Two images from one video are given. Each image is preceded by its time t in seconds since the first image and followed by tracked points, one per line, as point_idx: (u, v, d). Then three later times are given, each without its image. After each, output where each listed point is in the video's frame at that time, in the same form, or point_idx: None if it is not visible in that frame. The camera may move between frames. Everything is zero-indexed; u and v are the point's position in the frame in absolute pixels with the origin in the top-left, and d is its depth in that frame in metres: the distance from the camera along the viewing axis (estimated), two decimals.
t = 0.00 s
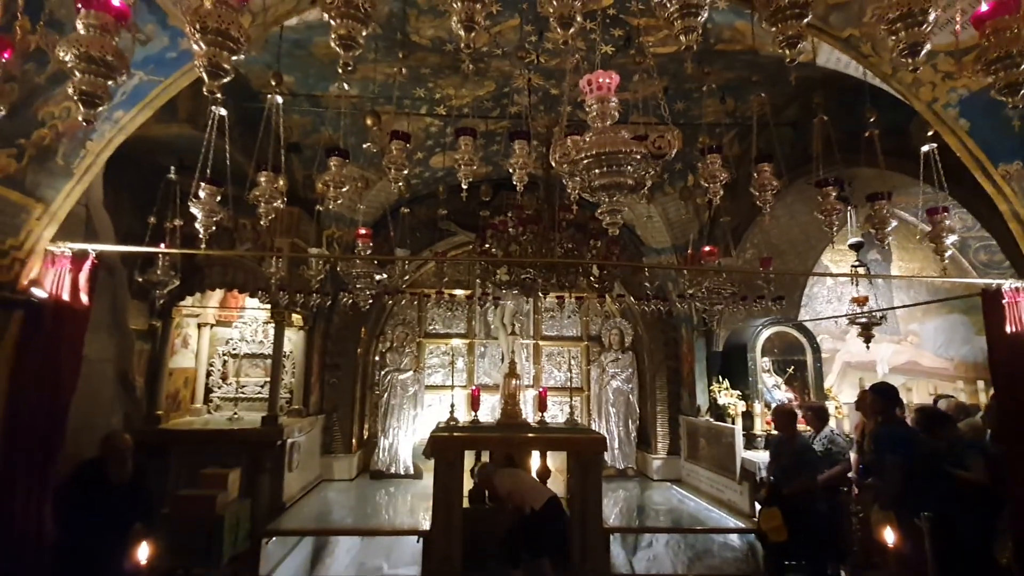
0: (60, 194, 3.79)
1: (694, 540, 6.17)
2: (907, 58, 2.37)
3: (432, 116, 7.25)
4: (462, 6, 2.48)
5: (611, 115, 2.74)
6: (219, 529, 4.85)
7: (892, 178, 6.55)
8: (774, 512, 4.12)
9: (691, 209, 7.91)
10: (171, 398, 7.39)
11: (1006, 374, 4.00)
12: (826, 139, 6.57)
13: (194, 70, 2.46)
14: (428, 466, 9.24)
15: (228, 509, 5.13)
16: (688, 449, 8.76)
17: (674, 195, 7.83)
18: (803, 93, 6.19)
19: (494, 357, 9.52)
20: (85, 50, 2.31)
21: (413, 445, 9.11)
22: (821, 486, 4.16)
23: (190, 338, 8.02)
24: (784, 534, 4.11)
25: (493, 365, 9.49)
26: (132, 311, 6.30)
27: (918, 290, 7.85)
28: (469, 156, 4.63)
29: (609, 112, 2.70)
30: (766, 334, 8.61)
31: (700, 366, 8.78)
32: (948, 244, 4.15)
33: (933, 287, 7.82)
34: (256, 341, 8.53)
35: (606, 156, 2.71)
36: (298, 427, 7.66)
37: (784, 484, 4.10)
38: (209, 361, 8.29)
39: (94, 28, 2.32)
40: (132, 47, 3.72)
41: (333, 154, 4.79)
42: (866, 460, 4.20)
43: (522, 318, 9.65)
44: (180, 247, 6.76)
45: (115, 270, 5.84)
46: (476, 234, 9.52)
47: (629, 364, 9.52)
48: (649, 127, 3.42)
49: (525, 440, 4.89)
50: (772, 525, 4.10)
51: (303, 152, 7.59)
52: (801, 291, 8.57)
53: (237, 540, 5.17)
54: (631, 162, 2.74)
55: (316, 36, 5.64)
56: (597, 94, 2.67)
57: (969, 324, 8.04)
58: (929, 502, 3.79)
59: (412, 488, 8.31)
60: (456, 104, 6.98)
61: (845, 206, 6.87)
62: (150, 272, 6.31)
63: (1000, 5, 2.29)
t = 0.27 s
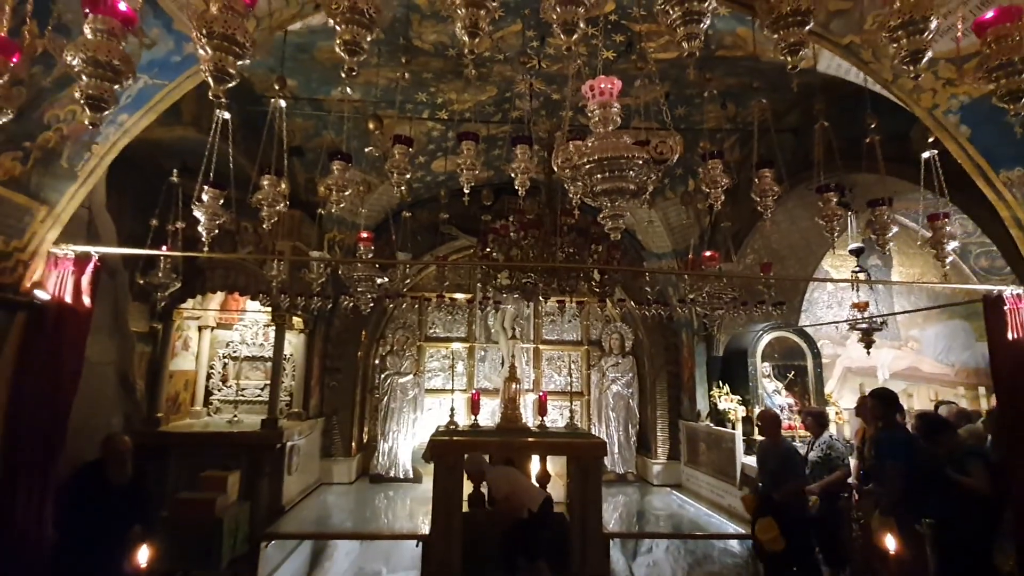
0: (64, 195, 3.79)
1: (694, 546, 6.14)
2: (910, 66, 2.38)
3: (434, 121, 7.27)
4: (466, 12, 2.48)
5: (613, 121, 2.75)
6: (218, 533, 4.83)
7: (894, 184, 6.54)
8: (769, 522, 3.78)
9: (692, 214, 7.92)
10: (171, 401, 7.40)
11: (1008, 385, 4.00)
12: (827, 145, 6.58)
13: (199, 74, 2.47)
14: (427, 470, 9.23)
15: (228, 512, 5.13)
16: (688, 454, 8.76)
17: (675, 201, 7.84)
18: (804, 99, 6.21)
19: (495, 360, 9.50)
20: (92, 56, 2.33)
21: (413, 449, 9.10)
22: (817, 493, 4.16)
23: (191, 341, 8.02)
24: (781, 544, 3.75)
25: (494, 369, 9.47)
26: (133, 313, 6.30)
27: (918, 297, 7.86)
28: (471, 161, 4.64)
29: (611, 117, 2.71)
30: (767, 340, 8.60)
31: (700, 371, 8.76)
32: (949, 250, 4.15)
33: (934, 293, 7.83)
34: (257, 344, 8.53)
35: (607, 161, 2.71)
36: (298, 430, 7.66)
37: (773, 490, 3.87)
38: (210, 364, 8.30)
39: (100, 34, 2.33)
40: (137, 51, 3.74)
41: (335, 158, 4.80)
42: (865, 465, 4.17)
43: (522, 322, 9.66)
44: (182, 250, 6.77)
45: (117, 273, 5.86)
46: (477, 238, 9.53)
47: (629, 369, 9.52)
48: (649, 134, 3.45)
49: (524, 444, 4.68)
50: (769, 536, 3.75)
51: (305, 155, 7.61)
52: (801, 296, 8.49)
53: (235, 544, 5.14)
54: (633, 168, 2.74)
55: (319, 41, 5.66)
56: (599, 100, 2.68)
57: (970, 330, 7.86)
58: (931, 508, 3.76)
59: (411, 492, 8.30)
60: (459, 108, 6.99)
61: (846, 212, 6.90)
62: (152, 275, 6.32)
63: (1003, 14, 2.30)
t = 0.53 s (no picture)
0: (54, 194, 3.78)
1: (684, 548, 6.17)
2: (898, 74, 2.41)
3: (428, 123, 7.28)
4: (460, 16, 2.49)
5: (604, 125, 2.78)
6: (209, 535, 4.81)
7: (883, 189, 6.60)
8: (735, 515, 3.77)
9: (684, 218, 7.97)
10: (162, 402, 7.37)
11: (996, 389, 4.00)
12: (817, 150, 6.64)
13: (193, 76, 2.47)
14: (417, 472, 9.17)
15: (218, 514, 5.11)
16: (679, 456, 8.80)
17: (667, 204, 7.88)
18: (795, 104, 6.27)
19: (487, 362, 9.51)
20: (85, 57, 2.34)
21: (405, 451, 9.08)
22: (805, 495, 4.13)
23: (182, 342, 7.98)
24: (746, 536, 3.78)
25: (486, 371, 9.48)
26: (124, 314, 6.27)
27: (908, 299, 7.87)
28: (464, 164, 4.65)
29: (603, 121, 2.74)
30: (757, 343, 8.71)
31: (693, 374, 8.79)
32: (936, 254, 4.20)
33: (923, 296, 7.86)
34: (248, 345, 8.48)
35: (599, 165, 2.73)
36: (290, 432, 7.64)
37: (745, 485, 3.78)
38: (200, 365, 8.25)
39: (94, 36, 2.33)
40: (130, 50, 3.72)
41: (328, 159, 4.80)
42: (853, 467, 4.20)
43: (515, 324, 9.68)
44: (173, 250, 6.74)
45: (108, 273, 5.83)
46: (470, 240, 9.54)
47: (621, 371, 9.54)
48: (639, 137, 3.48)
49: (515, 446, 4.52)
50: (735, 530, 3.76)
51: (298, 156, 7.60)
52: (790, 300, 8.54)
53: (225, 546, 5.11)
54: (625, 171, 2.76)
55: (313, 42, 5.67)
56: (590, 103, 2.71)
57: (959, 334, 7.89)
58: (916, 509, 3.77)
59: (403, 494, 8.30)
60: (452, 110, 7.00)
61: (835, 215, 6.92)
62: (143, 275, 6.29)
63: (987, 24, 2.35)
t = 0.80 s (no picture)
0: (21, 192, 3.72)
1: (660, 547, 6.25)
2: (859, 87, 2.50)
3: (407, 124, 7.27)
4: (434, 21, 2.51)
5: (580, 131, 2.80)
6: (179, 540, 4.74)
7: (848, 198, 6.72)
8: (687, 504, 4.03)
9: (660, 222, 8.08)
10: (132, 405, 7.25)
11: (954, 392, 4.17)
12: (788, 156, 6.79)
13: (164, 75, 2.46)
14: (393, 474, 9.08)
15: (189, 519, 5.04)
16: (655, 457, 8.89)
17: (644, 208, 7.98)
18: (767, 112, 6.41)
19: (465, 365, 9.52)
20: (53, 55, 2.31)
21: (381, 455, 9.00)
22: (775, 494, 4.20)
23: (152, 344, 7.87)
24: (696, 527, 3.98)
25: (464, 373, 9.49)
26: (92, 315, 6.15)
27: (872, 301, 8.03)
28: (442, 167, 4.67)
29: (578, 127, 2.78)
30: (730, 345, 8.66)
31: (668, 376, 9.02)
32: (897, 259, 4.34)
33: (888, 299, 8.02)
34: (221, 347, 8.40)
35: (574, 170, 2.77)
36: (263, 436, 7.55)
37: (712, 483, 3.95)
38: (171, 367, 8.10)
39: (62, 34, 2.30)
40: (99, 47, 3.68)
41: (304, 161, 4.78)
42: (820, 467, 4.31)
43: (493, 326, 9.69)
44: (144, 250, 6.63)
45: (75, 274, 5.71)
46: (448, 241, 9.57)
47: (598, 373, 9.52)
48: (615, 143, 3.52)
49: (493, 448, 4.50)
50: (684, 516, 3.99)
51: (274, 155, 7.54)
52: (761, 303, 8.69)
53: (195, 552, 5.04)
54: (599, 177, 2.81)
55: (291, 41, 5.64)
56: (566, 109, 2.75)
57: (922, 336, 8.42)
58: (881, 508, 3.86)
59: (378, 497, 8.24)
60: (431, 112, 7.00)
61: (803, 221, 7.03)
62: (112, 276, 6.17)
63: (944, 40, 2.45)
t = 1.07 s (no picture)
0: None
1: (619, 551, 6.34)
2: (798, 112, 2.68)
3: (373, 127, 7.26)
4: (400, 35, 2.54)
5: (544, 143, 2.89)
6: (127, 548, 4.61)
7: (799, 215, 6.87)
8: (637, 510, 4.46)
9: (623, 231, 8.25)
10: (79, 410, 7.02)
11: (891, 398, 4.47)
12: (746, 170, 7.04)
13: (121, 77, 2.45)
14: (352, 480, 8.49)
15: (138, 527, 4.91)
16: (616, 461, 9.05)
17: (607, 217, 8.13)
18: (726, 127, 6.63)
19: (429, 369, 9.49)
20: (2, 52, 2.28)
21: (342, 461, 8.92)
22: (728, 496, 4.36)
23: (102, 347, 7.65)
24: (644, 530, 4.37)
25: (428, 378, 9.46)
26: (37, 317, 5.94)
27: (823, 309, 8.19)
28: (408, 175, 4.70)
29: (542, 140, 2.86)
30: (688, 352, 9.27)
31: (629, 382, 9.13)
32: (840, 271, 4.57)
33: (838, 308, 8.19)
34: (175, 350, 8.23)
35: (536, 182, 2.87)
36: (218, 442, 7.41)
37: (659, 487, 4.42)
38: (121, 371, 7.91)
39: (13, 31, 2.27)
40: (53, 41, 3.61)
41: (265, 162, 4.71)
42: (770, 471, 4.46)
43: (458, 331, 9.71)
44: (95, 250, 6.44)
45: (20, 273, 5.52)
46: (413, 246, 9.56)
47: (562, 379, 9.81)
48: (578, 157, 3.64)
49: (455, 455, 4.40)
50: (633, 519, 4.43)
51: (236, 156, 7.44)
52: (719, 312, 8.88)
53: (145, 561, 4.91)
54: (560, 189, 2.91)
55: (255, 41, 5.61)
56: (531, 122, 2.82)
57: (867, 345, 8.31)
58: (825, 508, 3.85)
59: (339, 504, 8.15)
60: (399, 116, 7.01)
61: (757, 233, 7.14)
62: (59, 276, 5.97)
63: (879, 73, 2.60)
